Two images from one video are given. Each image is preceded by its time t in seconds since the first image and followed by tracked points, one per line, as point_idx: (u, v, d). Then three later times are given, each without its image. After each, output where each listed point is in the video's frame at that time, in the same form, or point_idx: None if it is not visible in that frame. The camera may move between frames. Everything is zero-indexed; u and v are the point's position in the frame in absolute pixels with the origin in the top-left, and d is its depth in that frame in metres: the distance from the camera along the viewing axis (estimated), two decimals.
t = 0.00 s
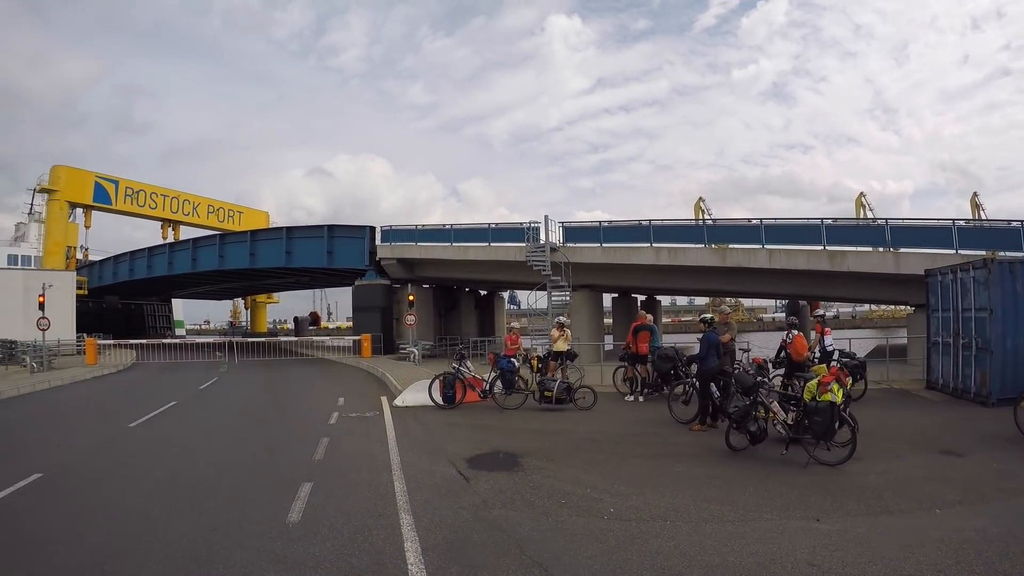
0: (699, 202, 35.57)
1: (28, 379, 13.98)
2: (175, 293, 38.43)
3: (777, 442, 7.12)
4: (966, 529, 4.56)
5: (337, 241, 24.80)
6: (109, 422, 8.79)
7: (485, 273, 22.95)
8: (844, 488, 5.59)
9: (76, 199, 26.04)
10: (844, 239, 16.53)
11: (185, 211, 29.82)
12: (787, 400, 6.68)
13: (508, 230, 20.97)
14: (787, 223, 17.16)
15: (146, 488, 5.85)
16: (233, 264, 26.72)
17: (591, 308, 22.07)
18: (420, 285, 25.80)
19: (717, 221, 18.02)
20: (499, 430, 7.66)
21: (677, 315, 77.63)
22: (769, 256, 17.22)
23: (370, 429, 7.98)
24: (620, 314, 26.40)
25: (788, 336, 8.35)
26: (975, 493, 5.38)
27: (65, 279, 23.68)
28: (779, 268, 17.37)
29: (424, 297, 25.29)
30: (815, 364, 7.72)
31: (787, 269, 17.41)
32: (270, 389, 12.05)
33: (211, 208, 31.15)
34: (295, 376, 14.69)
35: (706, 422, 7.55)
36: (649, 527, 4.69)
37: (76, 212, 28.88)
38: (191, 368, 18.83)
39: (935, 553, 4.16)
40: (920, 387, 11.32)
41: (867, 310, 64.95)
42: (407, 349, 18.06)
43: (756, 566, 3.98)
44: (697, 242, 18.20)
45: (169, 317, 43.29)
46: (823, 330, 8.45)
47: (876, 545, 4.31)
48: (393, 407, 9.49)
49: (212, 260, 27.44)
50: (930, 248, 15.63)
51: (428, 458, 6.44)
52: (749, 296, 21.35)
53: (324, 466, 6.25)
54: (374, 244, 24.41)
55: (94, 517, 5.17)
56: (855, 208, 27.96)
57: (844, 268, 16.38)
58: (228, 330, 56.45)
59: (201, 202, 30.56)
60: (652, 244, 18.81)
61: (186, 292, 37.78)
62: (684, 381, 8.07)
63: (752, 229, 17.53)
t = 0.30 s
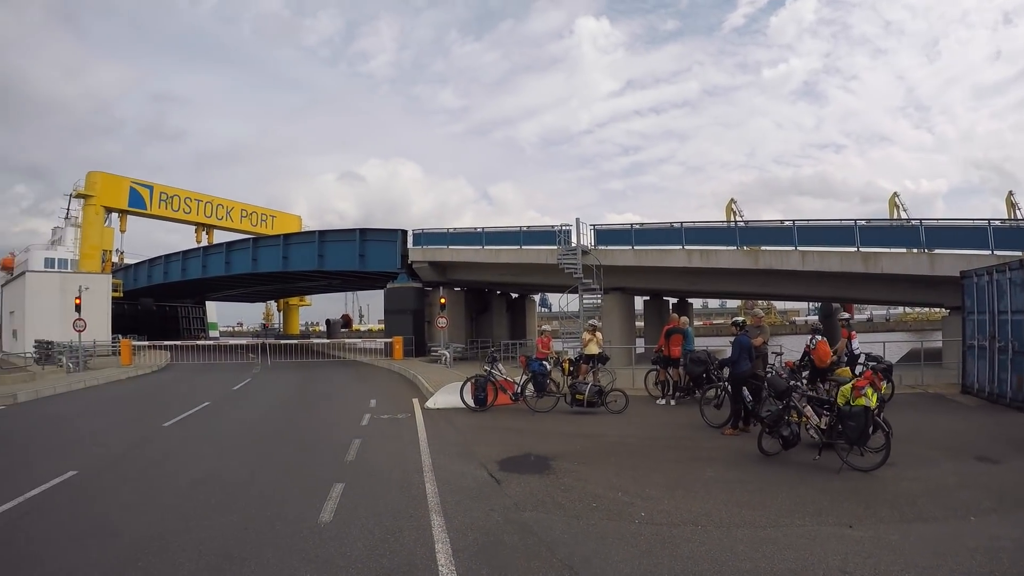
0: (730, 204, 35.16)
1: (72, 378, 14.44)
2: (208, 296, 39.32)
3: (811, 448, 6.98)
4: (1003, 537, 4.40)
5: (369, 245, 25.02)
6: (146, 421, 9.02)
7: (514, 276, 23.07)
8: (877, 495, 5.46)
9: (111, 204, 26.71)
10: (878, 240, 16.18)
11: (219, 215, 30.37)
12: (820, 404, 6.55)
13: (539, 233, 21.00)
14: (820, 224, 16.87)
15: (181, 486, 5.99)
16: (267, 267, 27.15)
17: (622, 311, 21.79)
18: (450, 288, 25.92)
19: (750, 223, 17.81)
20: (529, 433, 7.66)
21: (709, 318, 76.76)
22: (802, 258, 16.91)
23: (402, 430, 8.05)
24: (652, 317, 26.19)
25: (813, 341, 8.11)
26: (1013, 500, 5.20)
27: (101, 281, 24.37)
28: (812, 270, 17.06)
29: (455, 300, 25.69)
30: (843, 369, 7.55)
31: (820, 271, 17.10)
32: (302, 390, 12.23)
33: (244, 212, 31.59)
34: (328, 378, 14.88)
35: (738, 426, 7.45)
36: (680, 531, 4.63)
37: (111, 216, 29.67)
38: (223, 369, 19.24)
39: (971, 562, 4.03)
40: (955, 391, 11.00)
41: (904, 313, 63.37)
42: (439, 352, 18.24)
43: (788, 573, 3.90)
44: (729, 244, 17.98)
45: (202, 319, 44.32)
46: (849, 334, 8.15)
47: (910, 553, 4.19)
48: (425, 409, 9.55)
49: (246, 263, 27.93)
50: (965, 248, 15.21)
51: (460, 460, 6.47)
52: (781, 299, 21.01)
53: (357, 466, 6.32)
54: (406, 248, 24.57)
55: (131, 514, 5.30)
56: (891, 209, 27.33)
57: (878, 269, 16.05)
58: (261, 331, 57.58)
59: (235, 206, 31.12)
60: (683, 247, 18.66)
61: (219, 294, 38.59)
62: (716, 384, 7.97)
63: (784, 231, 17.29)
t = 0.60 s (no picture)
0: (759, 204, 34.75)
1: (109, 381, 14.81)
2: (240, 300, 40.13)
3: (844, 452, 6.84)
4: None
5: (399, 249, 25.19)
6: (180, 423, 9.23)
7: (544, 280, 23.06)
8: (912, 500, 5.32)
9: (145, 211, 27.25)
10: (911, 239, 15.84)
11: (251, 221, 30.90)
12: (854, 407, 6.42)
13: (569, 236, 20.96)
14: (852, 224, 16.60)
15: (215, 486, 6.12)
16: (298, 272, 27.56)
17: (653, 313, 21.68)
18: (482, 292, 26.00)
19: (780, 224, 17.63)
20: (560, 437, 7.65)
21: (740, 321, 75.79)
22: (834, 259, 16.69)
23: (433, 433, 8.11)
24: (684, 320, 25.97)
25: (841, 343, 7.92)
26: None
27: (134, 287, 25.02)
28: (845, 270, 16.81)
29: (486, 304, 25.65)
30: (873, 372, 7.40)
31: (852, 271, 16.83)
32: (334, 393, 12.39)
33: (275, 218, 32.14)
34: (360, 381, 15.03)
35: (770, 430, 7.35)
36: (712, 536, 4.56)
37: (144, 223, 30.37)
38: (254, 373, 19.57)
39: (1010, 569, 3.90)
40: (990, 394, 10.69)
41: (938, 314, 61.95)
42: (470, 355, 18.29)
43: None
44: (759, 246, 17.77)
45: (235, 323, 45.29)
46: (878, 336, 7.90)
47: (946, 559, 4.09)
48: (456, 412, 9.58)
49: (277, 269, 28.31)
50: (1000, 247, 14.81)
51: (491, 463, 6.48)
52: (812, 300, 20.66)
53: (388, 468, 6.38)
54: (436, 252, 24.72)
55: (166, 512, 5.44)
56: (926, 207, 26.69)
57: (910, 270, 15.71)
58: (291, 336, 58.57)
59: (265, 212, 31.60)
60: (714, 248, 18.46)
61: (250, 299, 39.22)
62: (747, 388, 7.88)
63: (815, 231, 17.05)
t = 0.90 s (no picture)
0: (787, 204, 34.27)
1: (142, 382, 15.15)
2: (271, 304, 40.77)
3: (876, 456, 6.72)
4: None
5: (429, 252, 25.38)
6: (211, 423, 9.41)
7: (574, 281, 23.00)
8: (945, 505, 5.19)
9: (176, 217, 27.79)
10: (943, 238, 15.52)
11: (281, 226, 31.26)
12: (886, 410, 6.29)
13: (597, 237, 20.98)
14: (883, 222, 16.29)
15: (246, 486, 6.22)
16: (327, 275, 27.84)
17: (682, 314, 21.60)
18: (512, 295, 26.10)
19: (810, 223, 17.41)
20: (589, 439, 7.63)
21: (769, 322, 74.63)
22: (865, 259, 16.45)
23: (463, 435, 8.15)
24: (714, 321, 25.71)
25: (874, 344, 7.80)
26: None
27: (167, 291, 25.31)
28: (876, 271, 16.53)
29: (514, 307, 25.54)
30: (904, 373, 7.25)
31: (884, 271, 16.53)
32: (364, 395, 12.53)
33: (305, 222, 32.36)
34: (389, 384, 15.16)
35: (801, 433, 7.25)
36: (743, 540, 4.51)
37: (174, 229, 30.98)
38: (282, 375, 19.85)
39: None
40: None
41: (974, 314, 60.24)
42: (499, 358, 18.32)
43: None
44: (789, 246, 17.55)
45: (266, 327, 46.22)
46: (907, 336, 7.72)
47: (981, 565, 3.98)
48: (486, 414, 9.60)
49: (306, 272, 28.67)
50: None
51: (521, 465, 6.49)
52: (843, 300, 20.28)
53: (417, 470, 6.43)
54: (464, 254, 24.85)
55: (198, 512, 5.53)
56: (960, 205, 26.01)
57: (943, 270, 15.39)
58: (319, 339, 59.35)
59: (293, 216, 31.99)
60: (744, 249, 18.25)
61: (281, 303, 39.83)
62: (778, 390, 7.78)
63: (846, 231, 16.77)
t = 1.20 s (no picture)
0: (814, 205, 33.79)
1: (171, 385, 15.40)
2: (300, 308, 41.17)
3: (906, 461, 6.60)
4: None
5: (456, 256, 25.47)
6: (241, 425, 9.56)
7: (602, 285, 22.85)
8: (977, 511, 5.08)
9: (206, 222, 28.27)
10: (974, 238, 15.23)
11: (309, 230, 31.68)
12: (917, 414, 6.19)
13: (624, 240, 20.88)
14: (913, 222, 16.00)
15: (273, 487, 6.29)
16: (355, 279, 28.09)
17: (710, 317, 21.45)
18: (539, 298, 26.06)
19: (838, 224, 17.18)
20: (615, 443, 7.58)
21: (797, 324, 73.48)
22: (895, 260, 16.17)
23: (490, 438, 8.18)
24: (741, 323, 25.49)
25: (904, 347, 7.70)
26: None
27: (196, 295, 25.65)
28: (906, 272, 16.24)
29: (542, 310, 25.27)
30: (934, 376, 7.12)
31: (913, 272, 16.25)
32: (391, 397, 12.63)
33: (333, 226, 32.85)
34: (416, 386, 15.28)
35: (830, 437, 7.17)
36: (771, 546, 4.46)
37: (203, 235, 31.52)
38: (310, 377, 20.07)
39: None
40: None
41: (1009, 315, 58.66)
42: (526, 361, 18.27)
43: None
44: (818, 247, 17.32)
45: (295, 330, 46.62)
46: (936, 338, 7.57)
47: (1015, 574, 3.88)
48: (513, 418, 9.60)
49: (334, 275, 28.98)
50: None
51: (548, 469, 6.48)
52: (872, 301, 19.92)
53: (442, 472, 6.46)
54: (492, 259, 24.90)
55: (226, 513, 5.62)
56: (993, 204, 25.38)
57: (973, 270, 15.12)
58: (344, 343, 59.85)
59: (321, 220, 32.40)
60: (772, 251, 18.07)
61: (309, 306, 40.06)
62: (807, 394, 7.70)
63: (874, 232, 16.50)
